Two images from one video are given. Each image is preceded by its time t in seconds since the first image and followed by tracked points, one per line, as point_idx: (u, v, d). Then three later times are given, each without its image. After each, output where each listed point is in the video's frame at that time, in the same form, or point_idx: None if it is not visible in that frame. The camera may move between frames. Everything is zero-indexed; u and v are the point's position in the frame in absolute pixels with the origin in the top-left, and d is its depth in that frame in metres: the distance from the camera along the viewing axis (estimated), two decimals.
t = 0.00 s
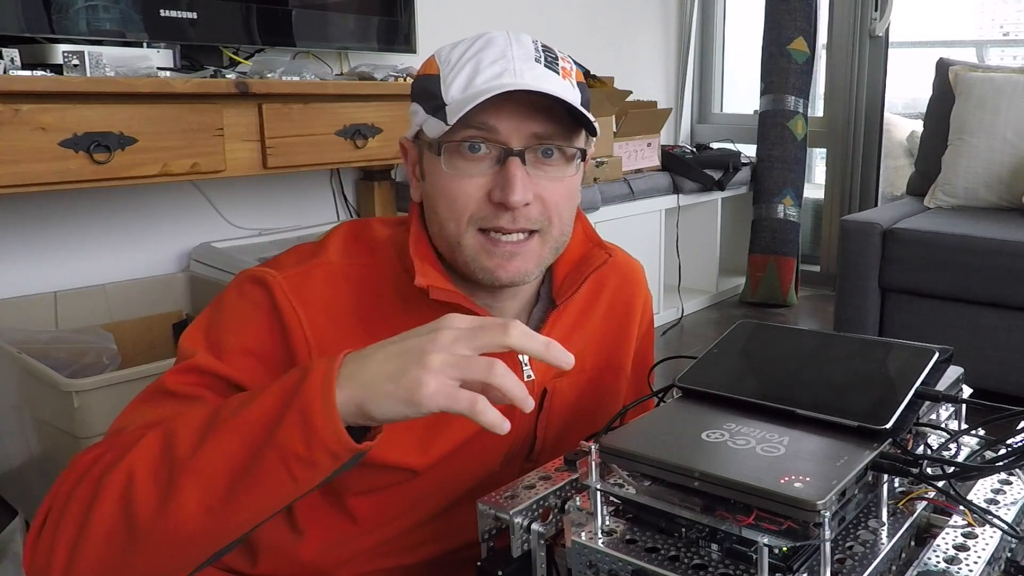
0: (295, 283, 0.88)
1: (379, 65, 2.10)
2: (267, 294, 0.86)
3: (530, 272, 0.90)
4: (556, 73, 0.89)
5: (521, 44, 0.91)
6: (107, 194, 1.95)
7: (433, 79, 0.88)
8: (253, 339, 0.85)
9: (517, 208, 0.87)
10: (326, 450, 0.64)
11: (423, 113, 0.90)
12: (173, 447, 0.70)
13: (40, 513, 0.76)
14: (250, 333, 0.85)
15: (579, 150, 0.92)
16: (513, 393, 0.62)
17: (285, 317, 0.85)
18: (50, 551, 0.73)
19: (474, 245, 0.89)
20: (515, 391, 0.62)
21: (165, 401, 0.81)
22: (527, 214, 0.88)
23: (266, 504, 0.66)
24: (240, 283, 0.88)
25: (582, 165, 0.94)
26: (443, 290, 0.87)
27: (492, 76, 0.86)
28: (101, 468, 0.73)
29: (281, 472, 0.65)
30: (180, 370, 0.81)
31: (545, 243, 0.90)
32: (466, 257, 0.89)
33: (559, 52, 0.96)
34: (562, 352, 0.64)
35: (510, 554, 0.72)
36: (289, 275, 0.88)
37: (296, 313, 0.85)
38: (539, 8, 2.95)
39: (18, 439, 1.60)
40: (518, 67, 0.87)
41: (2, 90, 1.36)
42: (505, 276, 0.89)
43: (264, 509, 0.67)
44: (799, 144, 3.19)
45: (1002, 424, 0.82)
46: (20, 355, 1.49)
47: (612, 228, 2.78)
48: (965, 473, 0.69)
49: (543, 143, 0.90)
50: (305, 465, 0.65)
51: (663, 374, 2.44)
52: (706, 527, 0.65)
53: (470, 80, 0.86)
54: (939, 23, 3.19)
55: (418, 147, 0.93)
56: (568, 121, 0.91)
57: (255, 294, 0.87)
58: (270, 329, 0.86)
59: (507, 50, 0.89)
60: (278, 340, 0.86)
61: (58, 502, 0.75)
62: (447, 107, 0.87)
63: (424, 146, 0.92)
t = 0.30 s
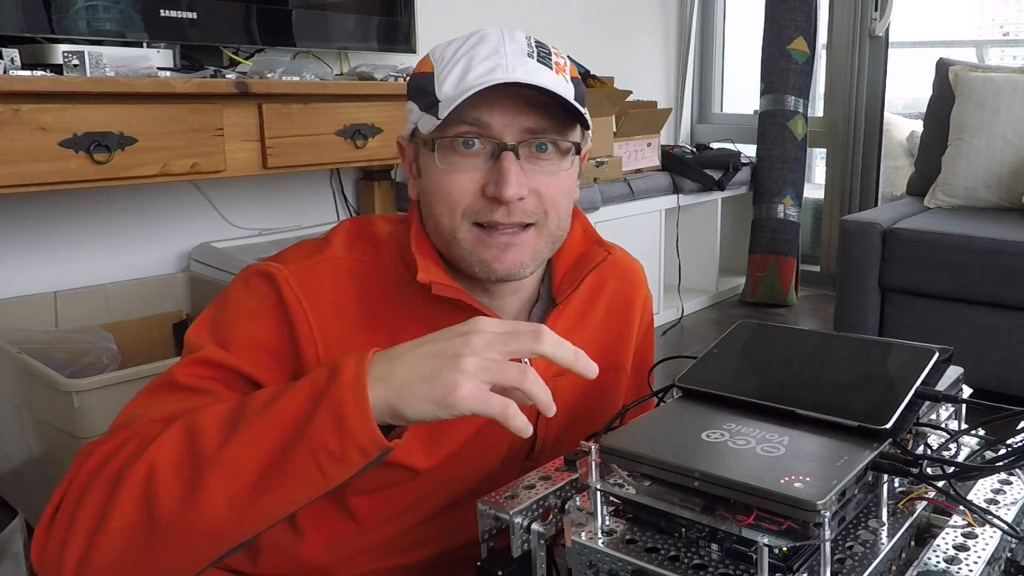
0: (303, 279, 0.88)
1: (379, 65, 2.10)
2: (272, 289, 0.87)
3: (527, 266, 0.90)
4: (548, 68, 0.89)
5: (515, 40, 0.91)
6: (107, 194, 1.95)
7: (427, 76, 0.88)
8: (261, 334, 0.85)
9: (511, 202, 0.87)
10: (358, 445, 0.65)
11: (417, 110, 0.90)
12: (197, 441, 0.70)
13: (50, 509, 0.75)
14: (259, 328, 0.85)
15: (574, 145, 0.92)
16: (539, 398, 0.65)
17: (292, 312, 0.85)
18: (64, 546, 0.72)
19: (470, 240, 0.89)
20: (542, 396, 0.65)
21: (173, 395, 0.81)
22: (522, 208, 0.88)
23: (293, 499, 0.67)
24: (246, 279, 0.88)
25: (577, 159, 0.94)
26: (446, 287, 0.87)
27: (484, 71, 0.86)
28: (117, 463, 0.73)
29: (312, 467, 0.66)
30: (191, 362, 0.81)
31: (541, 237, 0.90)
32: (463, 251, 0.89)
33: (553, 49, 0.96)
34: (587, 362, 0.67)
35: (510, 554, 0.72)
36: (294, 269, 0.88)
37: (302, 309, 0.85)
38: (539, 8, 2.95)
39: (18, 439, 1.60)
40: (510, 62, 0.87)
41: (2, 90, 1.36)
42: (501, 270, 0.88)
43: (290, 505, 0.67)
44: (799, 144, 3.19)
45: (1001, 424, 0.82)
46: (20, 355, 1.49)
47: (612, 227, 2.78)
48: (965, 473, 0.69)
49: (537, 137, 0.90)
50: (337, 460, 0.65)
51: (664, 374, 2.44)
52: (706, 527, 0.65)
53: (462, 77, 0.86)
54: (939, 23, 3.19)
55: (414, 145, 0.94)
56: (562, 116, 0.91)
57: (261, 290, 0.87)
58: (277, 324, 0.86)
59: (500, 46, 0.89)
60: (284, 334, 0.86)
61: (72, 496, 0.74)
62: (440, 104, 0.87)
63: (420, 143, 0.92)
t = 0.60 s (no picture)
0: (292, 282, 0.87)
1: (379, 65, 2.10)
2: (264, 293, 0.86)
3: (531, 275, 0.90)
4: (564, 77, 0.89)
5: (531, 47, 0.90)
6: (107, 194, 1.95)
7: (440, 79, 0.87)
8: (250, 340, 0.85)
9: (521, 210, 0.87)
10: (262, 464, 0.61)
11: (428, 112, 0.89)
12: (133, 457, 0.69)
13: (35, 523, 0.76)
14: (246, 335, 0.85)
15: (585, 155, 0.92)
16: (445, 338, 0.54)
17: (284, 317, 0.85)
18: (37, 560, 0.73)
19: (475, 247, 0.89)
20: (444, 338, 0.53)
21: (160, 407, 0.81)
22: (530, 217, 0.88)
23: (213, 519, 0.64)
24: (239, 283, 0.88)
25: (586, 168, 0.94)
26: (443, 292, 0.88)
27: (501, 77, 0.85)
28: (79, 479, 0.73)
29: (224, 486, 0.63)
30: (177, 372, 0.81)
31: (547, 245, 0.91)
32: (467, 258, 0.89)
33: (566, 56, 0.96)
34: (469, 272, 0.55)
35: (510, 554, 0.72)
36: (288, 273, 0.88)
37: (295, 313, 0.85)
38: (539, 8, 2.95)
39: (17, 439, 1.60)
40: (527, 69, 0.86)
41: (2, 90, 1.36)
42: (505, 279, 0.89)
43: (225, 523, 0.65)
44: (799, 144, 3.19)
45: (1002, 424, 0.82)
46: (20, 355, 1.49)
47: (612, 227, 2.78)
48: (965, 473, 0.69)
49: (549, 146, 0.90)
50: (243, 480, 0.62)
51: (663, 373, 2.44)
52: (706, 527, 0.65)
53: (477, 81, 0.85)
54: (939, 23, 3.19)
55: (421, 145, 0.93)
56: (575, 127, 0.91)
57: (253, 295, 0.87)
58: (267, 329, 0.86)
59: (516, 53, 0.88)
60: (276, 339, 0.86)
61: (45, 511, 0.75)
62: (455, 107, 0.86)
63: (428, 144, 0.92)
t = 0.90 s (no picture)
0: (295, 282, 0.87)
1: (379, 65, 2.10)
2: (266, 294, 0.86)
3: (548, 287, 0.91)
4: (589, 91, 0.90)
5: (555, 57, 0.91)
6: (107, 194, 1.95)
7: (464, 87, 0.87)
8: (253, 341, 0.85)
9: (545, 226, 0.88)
10: (287, 474, 0.61)
11: (451, 120, 0.89)
12: (148, 459, 0.68)
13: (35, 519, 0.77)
14: (250, 336, 0.85)
15: (605, 169, 0.93)
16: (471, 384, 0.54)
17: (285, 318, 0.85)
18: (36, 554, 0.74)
19: (495, 259, 0.89)
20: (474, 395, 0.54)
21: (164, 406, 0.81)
22: (551, 232, 0.89)
23: (232, 525, 0.65)
24: (239, 283, 0.88)
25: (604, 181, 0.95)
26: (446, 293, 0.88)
27: (529, 92, 0.86)
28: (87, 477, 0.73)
29: (245, 492, 0.63)
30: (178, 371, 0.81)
31: (565, 258, 0.91)
32: (486, 268, 0.90)
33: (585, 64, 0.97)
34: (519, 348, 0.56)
35: (510, 554, 0.72)
36: (290, 275, 0.88)
37: (296, 314, 0.85)
38: (539, 8, 2.95)
39: (18, 439, 1.60)
40: (555, 84, 0.87)
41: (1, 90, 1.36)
42: (522, 290, 0.90)
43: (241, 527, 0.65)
44: (799, 144, 3.19)
45: (1002, 424, 0.82)
46: (20, 355, 1.49)
47: (613, 227, 2.78)
48: (965, 473, 0.69)
49: (572, 161, 0.90)
50: (267, 487, 0.62)
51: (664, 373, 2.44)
52: (706, 527, 0.65)
53: (506, 94, 0.86)
54: (939, 23, 3.19)
55: (440, 150, 0.92)
56: (597, 141, 0.91)
57: (255, 296, 0.86)
58: (268, 331, 0.86)
59: (543, 65, 0.89)
60: (276, 340, 0.86)
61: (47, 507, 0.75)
62: (481, 119, 0.87)
63: (449, 152, 0.91)
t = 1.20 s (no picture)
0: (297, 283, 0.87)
1: (379, 65, 2.10)
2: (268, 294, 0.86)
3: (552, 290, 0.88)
4: (596, 91, 0.91)
5: (563, 58, 0.92)
6: (107, 194, 1.95)
7: (471, 86, 0.89)
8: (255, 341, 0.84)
9: (549, 228, 0.85)
10: (267, 382, 0.62)
11: (456, 120, 0.89)
12: (132, 424, 0.69)
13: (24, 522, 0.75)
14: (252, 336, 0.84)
15: (610, 170, 0.92)
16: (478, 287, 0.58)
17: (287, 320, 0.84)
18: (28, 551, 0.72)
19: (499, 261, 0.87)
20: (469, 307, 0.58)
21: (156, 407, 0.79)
22: (556, 236, 0.85)
23: (214, 461, 0.64)
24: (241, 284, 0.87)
25: (610, 183, 0.93)
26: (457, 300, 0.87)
27: (536, 90, 0.87)
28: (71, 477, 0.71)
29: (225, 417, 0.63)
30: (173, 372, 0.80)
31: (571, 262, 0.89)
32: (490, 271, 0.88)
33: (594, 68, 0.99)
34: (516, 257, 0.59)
35: (510, 554, 0.72)
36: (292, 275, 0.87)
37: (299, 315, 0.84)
38: (539, 8, 2.95)
39: (17, 439, 1.60)
40: (562, 84, 0.88)
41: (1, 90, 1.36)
42: (526, 294, 0.87)
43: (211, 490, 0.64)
44: (799, 144, 3.19)
45: (1001, 424, 0.82)
46: (20, 355, 1.49)
47: (612, 227, 2.78)
48: (965, 473, 0.69)
49: (577, 162, 0.89)
50: (248, 403, 0.63)
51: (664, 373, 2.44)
52: (706, 527, 0.65)
53: (512, 92, 0.87)
54: (939, 23, 3.19)
55: (445, 152, 0.92)
56: (603, 143, 0.91)
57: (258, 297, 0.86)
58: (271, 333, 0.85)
59: (551, 65, 0.90)
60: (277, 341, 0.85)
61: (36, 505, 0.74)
62: (487, 118, 0.87)
63: (455, 153, 0.90)
